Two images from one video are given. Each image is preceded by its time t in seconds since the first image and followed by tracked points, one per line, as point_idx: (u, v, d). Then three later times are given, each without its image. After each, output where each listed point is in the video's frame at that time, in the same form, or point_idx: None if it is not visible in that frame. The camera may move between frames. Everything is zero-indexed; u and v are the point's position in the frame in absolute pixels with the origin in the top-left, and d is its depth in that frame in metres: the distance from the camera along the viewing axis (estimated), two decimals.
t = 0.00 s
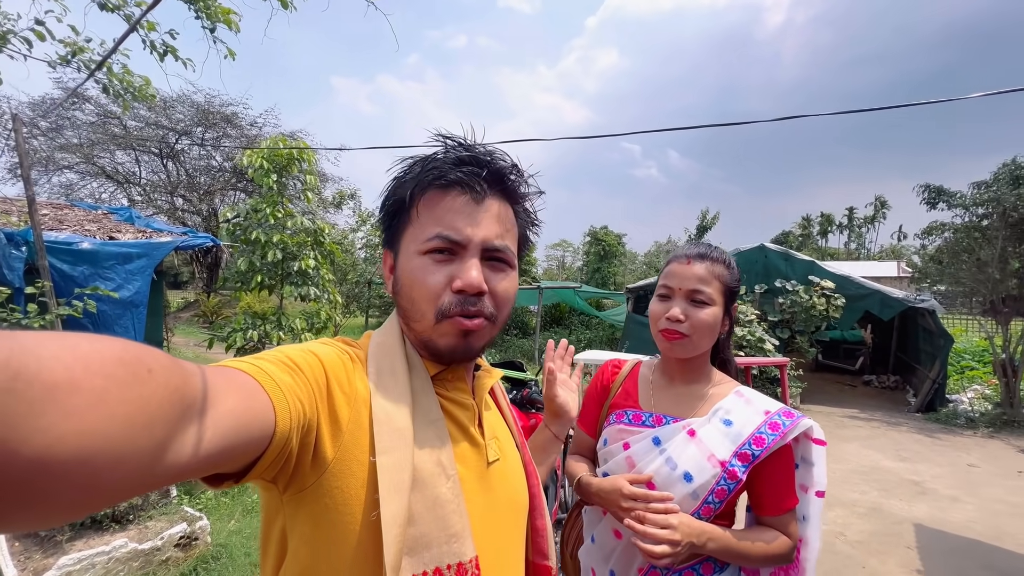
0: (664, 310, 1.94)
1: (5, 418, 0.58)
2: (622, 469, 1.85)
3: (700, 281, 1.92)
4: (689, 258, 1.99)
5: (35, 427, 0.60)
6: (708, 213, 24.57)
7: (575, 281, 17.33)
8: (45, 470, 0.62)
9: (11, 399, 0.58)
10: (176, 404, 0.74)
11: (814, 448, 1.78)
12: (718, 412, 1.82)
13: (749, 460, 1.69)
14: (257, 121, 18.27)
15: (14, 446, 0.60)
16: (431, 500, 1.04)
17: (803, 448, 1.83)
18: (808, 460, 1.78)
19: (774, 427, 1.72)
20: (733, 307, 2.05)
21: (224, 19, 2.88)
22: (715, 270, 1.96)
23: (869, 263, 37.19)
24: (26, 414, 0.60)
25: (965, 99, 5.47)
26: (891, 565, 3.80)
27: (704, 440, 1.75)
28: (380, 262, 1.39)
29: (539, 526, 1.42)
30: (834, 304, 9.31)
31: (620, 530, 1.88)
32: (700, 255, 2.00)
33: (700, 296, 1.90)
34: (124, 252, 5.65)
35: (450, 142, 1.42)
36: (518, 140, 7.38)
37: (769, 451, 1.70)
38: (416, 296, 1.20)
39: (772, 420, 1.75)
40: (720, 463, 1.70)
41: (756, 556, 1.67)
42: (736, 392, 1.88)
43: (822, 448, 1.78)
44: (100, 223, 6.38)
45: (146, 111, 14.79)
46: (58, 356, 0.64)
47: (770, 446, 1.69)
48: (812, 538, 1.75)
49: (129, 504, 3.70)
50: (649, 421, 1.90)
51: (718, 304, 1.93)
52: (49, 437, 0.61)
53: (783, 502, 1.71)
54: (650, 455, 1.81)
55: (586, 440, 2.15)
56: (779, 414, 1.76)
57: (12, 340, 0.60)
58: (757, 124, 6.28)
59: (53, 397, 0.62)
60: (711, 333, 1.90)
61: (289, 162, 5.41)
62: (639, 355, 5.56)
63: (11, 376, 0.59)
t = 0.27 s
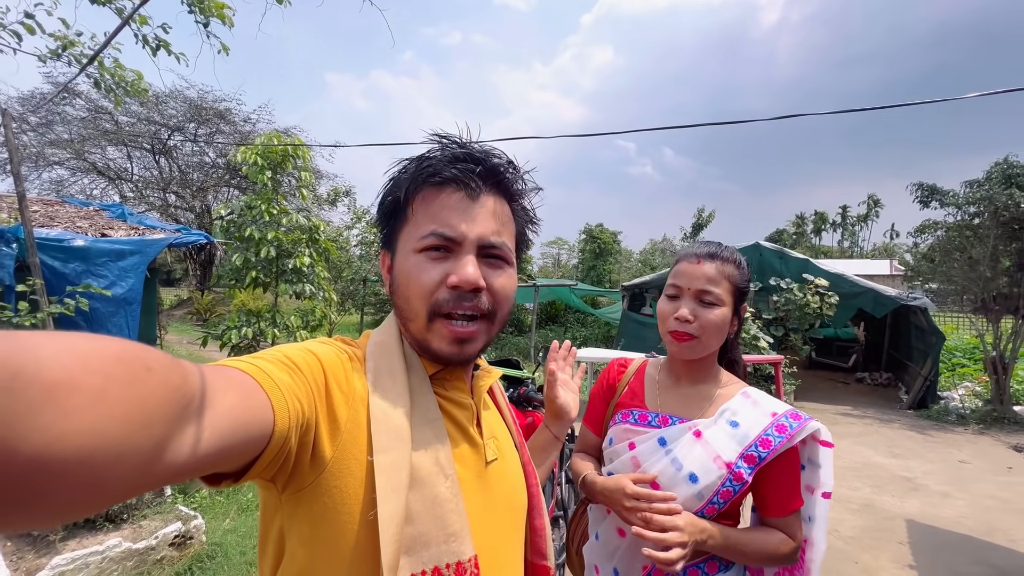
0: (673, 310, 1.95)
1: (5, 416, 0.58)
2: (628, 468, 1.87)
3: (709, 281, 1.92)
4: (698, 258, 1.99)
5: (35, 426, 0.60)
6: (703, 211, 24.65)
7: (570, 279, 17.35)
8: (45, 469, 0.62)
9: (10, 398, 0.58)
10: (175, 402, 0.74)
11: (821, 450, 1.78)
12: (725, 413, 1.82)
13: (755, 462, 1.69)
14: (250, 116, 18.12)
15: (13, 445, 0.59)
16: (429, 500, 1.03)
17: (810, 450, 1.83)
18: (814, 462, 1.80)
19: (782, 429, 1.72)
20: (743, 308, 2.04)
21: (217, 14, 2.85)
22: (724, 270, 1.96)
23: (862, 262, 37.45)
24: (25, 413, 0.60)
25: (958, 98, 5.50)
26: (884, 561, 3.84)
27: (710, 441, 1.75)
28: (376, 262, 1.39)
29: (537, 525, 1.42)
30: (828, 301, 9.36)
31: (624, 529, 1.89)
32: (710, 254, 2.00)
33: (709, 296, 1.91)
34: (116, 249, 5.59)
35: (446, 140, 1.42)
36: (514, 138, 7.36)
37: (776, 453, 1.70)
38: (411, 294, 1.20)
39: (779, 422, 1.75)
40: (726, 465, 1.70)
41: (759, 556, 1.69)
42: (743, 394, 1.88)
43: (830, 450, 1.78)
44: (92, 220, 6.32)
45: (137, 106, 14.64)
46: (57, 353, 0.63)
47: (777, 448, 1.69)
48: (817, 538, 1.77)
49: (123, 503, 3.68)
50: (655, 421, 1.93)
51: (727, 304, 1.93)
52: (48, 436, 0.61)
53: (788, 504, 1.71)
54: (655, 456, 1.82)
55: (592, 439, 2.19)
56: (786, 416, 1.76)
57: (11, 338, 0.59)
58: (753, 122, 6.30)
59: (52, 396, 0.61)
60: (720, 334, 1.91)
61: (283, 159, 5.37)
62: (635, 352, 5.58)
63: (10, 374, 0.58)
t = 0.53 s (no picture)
0: (678, 311, 1.95)
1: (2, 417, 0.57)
2: (636, 471, 1.86)
3: (715, 281, 1.92)
4: (704, 258, 1.99)
5: (32, 427, 0.59)
6: (703, 211, 24.65)
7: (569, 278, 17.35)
8: (42, 471, 0.61)
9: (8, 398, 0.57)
10: (173, 403, 0.73)
11: (830, 452, 1.78)
12: (732, 415, 1.82)
13: (763, 465, 1.70)
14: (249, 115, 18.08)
15: (11, 446, 0.59)
16: (428, 499, 1.03)
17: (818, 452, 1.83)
18: (823, 464, 1.79)
19: (791, 432, 1.73)
20: (749, 308, 2.04)
21: (216, 11, 2.84)
22: (730, 271, 1.96)
23: (861, 261, 37.49)
24: (23, 414, 0.59)
25: (957, 97, 5.50)
26: (883, 560, 3.85)
27: (719, 444, 1.76)
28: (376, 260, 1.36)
29: (534, 526, 1.42)
30: (827, 301, 9.34)
31: (630, 530, 1.89)
32: (716, 254, 2.00)
33: (714, 296, 1.90)
34: (115, 248, 5.57)
35: (452, 140, 1.41)
36: (514, 137, 7.37)
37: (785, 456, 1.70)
38: (418, 296, 1.18)
39: (788, 424, 1.75)
40: (735, 468, 1.71)
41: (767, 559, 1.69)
42: (750, 396, 1.88)
43: (838, 453, 1.78)
44: (90, 218, 6.30)
45: (136, 105, 14.60)
46: (54, 355, 0.63)
47: (785, 451, 1.70)
48: (825, 540, 1.77)
49: (122, 503, 3.67)
50: (662, 423, 1.92)
51: (733, 305, 1.93)
52: (46, 437, 0.60)
53: (797, 507, 1.72)
54: (663, 458, 1.82)
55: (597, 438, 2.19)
56: (795, 418, 1.77)
57: (9, 339, 0.59)
58: (752, 122, 6.30)
59: (51, 397, 0.61)
60: (725, 335, 1.91)
61: (283, 158, 5.37)
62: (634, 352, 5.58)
63: (8, 375, 0.58)
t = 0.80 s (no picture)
0: (680, 305, 1.95)
1: None
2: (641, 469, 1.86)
3: (717, 276, 1.91)
4: (707, 255, 1.99)
5: (29, 426, 0.60)
6: (705, 211, 24.60)
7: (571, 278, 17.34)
8: (39, 470, 0.61)
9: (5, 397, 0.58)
10: (171, 402, 0.73)
11: (837, 451, 1.78)
12: (738, 413, 1.82)
13: (769, 463, 1.69)
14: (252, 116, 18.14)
15: (7, 444, 0.59)
16: (425, 498, 1.03)
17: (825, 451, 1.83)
18: (830, 463, 1.79)
19: (797, 430, 1.72)
20: (754, 307, 2.03)
21: (219, 11, 2.84)
22: (734, 267, 1.95)
23: (865, 261, 37.36)
24: (21, 414, 0.59)
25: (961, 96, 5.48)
26: (886, 561, 3.83)
27: (724, 441, 1.75)
28: (387, 257, 1.28)
29: (531, 524, 1.40)
30: (829, 301, 9.29)
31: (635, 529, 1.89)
32: (719, 252, 2.00)
33: (717, 291, 1.89)
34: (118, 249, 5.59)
35: (475, 144, 1.39)
36: (517, 137, 7.36)
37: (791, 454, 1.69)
38: (457, 304, 1.18)
39: (794, 422, 1.74)
40: (740, 466, 1.70)
41: (774, 558, 1.68)
42: (755, 393, 1.87)
43: (845, 451, 1.78)
44: (94, 219, 6.32)
45: (139, 106, 14.66)
46: (49, 353, 0.63)
47: (792, 449, 1.69)
48: (833, 540, 1.76)
49: (125, 503, 3.68)
50: (667, 421, 1.92)
51: (735, 300, 1.92)
52: (43, 436, 0.61)
53: (804, 505, 1.71)
54: (669, 456, 1.81)
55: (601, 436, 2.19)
56: (801, 416, 1.76)
57: (5, 338, 0.59)
58: (755, 121, 6.28)
59: (47, 395, 0.61)
60: (728, 331, 1.90)
61: (285, 158, 5.38)
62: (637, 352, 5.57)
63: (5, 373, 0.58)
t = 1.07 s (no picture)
0: (679, 303, 1.94)
1: None
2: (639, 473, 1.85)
3: (717, 275, 1.90)
4: (707, 254, 1.99)
5: (15, 431, 0.59)
6: (708, 212, 24.58)
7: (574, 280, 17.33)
8: (26, 476, 0.61)
9: None
10: (160, 406, 0.73)
11: (839, 453, 1.76)
12: (737, 415, 1.80)
13: (769, 466, 1.68)
14: (255, 119, 18.21)
15: None
16: (419, 504, 1.02)
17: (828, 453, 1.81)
18: (833, 465, 1.77)
19: (797, 432, 1.70)
20: (754, 307, 2.02)
21: (221, 14, 2.86)
22: (733, 266, 1.95)
23: (868, 262, 37.20)
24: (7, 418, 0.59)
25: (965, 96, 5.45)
26: (891, 566, 3.80)
27: (723, 444, 1.74)
28: (402, 261, 1.22)
29: (524, 529, 1.40)
30: (834, 303, 9.30)
31: (634, 532, 1.88)
32: (718, 252, 2.00)
33: (717, 290, 1.88)
34: (122, 251, 5.61)
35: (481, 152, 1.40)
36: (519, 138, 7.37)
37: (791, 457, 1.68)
38: (482, 309, 1.20)
39: (794, 424, 1.73)
40: (740, 469, 1.69)
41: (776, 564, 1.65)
42: (755, 395, 1.86)
43: (848, 453, 1.76)
44: (97, 222, 6.35)
45: (144, 109, 14.74)
46: (36, 357, 0.63)
47: (791, 452, 1.67)
48: (838, 545, 1.73)
49: (127, 505, 3.68)
50: (666, 424, 1.91)
51: (735, 299, 1.91)
52: (30, 441, 0.60)
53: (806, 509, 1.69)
54: (667, 459, 1.80)
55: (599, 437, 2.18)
56: (801, 418, 1.74)
57: None
58: (757, 122, 6.26)
59: (33, 400, 0.61)
60: (728, 330, 1.88)
61: (288, 161, 5.39)
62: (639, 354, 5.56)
63: None
